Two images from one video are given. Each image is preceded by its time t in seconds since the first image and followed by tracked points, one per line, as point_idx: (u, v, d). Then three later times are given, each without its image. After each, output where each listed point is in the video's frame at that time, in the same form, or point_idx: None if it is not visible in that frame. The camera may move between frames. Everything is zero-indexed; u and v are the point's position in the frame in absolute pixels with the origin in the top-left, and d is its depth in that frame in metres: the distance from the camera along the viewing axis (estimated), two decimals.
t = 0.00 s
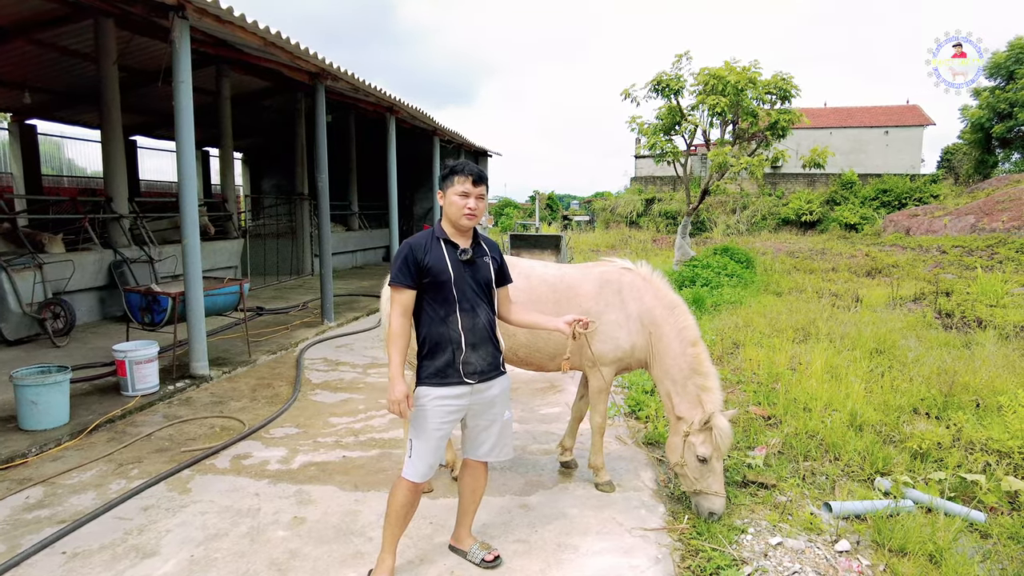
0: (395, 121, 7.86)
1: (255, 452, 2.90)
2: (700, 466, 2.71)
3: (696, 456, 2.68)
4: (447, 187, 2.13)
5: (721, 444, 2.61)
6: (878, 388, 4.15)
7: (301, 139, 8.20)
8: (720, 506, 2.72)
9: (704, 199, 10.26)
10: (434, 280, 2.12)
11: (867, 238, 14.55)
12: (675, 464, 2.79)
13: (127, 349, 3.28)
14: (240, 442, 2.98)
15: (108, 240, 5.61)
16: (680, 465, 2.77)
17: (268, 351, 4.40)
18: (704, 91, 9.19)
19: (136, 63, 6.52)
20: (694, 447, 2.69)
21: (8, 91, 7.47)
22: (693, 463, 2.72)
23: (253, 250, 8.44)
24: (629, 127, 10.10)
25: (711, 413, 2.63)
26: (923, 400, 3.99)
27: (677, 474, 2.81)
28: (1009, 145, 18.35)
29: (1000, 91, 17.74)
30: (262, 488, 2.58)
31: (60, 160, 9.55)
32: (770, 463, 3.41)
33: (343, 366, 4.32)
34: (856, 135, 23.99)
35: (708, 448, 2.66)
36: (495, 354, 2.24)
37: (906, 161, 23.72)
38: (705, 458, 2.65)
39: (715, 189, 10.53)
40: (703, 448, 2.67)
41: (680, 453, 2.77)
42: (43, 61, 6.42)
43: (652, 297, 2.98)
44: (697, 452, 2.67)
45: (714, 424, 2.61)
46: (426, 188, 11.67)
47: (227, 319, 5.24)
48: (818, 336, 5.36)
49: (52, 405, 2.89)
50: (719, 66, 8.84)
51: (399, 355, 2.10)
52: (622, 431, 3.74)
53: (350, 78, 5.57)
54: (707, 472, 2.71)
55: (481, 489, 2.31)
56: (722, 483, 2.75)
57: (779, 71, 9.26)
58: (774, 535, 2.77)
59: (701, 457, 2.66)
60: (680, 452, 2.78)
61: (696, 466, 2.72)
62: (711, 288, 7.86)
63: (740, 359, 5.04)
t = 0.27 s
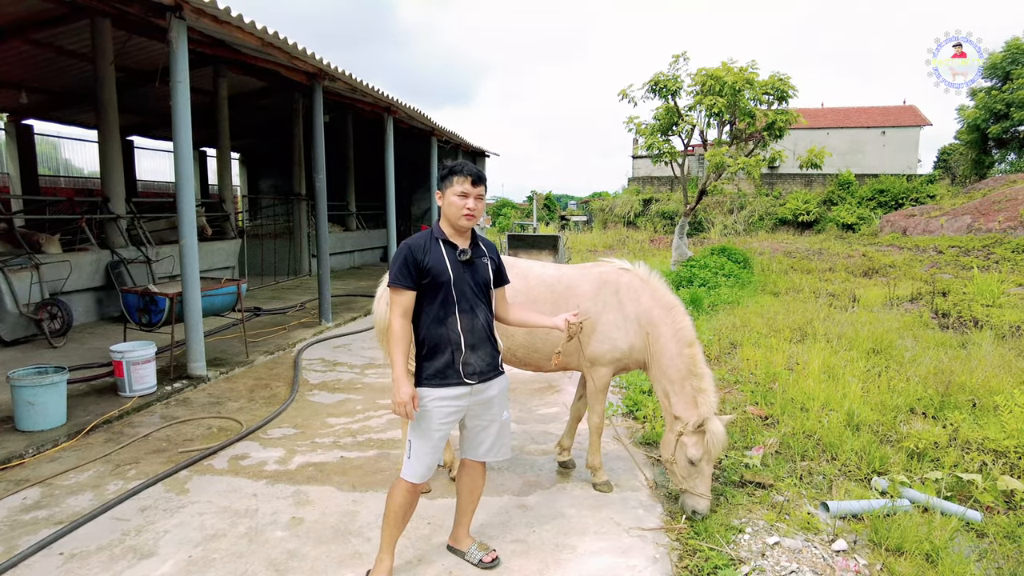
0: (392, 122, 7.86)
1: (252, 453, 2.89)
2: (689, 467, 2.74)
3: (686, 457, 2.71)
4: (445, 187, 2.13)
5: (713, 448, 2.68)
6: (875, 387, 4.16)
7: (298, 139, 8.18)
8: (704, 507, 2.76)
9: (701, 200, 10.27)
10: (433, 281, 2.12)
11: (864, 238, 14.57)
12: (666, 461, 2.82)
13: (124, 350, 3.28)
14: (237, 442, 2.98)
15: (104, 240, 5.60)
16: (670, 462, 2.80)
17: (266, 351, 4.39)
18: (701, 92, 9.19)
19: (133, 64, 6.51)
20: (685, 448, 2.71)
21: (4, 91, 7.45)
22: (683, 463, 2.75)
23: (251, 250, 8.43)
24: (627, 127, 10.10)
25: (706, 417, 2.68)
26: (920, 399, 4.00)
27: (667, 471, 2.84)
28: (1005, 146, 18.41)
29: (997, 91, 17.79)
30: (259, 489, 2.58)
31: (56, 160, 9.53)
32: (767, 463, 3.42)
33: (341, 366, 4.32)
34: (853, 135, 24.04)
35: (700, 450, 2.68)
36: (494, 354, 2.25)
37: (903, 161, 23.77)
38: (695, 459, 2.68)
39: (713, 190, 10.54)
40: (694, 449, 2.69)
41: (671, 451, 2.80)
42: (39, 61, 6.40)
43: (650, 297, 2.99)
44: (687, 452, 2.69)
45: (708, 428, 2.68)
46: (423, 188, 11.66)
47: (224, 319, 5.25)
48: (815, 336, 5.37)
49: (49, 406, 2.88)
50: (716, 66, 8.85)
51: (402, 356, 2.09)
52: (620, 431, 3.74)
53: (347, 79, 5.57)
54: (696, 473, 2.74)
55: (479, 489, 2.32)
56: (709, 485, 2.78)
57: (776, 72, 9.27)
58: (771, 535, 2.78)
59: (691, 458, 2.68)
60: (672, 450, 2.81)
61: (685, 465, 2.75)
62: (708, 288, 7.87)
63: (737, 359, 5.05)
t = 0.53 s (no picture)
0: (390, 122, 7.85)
1: (250, 454, 2.89)
2: (680, 466, 2.72)
3: (678, 456, 2.71)
4: (443, 187, 2.13)
5: (705, 448, 2.67)
6: (872, 387, 4.17)
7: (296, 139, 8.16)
8: (695, 509, 2.72)
9: (699, 200, 10.28)
10: (431, 282, 2.12)
11: (861, 238, 14.60)
12: (658, 460, 2.81)
13: (121, 351, 3.28)
14: (235, 443, 2.98)
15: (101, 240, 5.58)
16: (662, 462, 2.78)
17: (263, 352, 4.39)
18: (698, 92, 9.20)
19: (131, 63, 6.49)
20: (678, 447, 2.71)
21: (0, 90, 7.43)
22: (674, 462, 2.74)
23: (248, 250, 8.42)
24: (624, 127, 10.10)
25: (698, 416, 2.68)
26: (917, 399, 4.01)
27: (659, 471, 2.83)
28: (1002, 146, 18.45)
29: (993, 91, 17.84)
30: (257, 489, 2.58)
31: (53, 160, 9.50)
32: (764, 463, 3.43)
33: (338, 367, 4.32)
34: (850, 135, 24.08)
35: (691, 450, 2.69)
36: (491, 355, 2.25)
37: (900, 161, 23.82)
38: (687, 459, 2.67)
39: (710, 190, 10.55)
40: (686, 449, 2.70)
41: (664, 451, 2.79)
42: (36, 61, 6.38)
43: (647, 297, 3.00)
44: (679, 452, 2.70)
45: (700, 427, 2.67)
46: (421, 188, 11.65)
47: (222, 320, 5.24)
48: (813, 336, 5.39)
49: (45, 407, 2.87)
50: (713, 66, 8.86)
51: (398, 357, 2.09)
52: (617, 431, 3.75)
53: (345, 78, 5.56)
54: (687, 473, 2.72)
55: (476, 489, 2.32)
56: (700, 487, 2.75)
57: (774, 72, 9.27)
58: (768, 535, 2.78)
59: (683, 458, 2.68)
60: (665, 449, 2.80)
61: (677, 465, 2.74)
62: (706, 288, 7.88)
63: (735, 359, 5.06)
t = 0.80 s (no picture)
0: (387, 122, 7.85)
1: (246, 454, 2.89)
2: (680, 467, 2.74)
3: (676, 457, 2.71)
4: (439, 188, 2.12)
5: (701, 446, 2.67)
6: (868, 387, 4.18)
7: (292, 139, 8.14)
8: (700, 510, 2.73)
9: (696, 200, 10.30)
10: (427, 282, 2.11)
11: (857, 238, 14.63)
12: (659, 463, 2.84)
13: (117, 352, 3.27)
14: (231, 443, 2.97)
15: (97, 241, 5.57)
16: (664, 465, 2.81)
17: (260, 353, 4.38)
18: (695, 93, 9.21)
19: (126, 64, 6.47)
20: (675, 448, 2.71)
21: None
22: (674, 463, 2.75)
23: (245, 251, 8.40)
24: (621, 128, 10.11)
25: (691, 414, 2.68)
26: (913, 399, 4.03)
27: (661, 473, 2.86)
28: (997, 147, 18.52)
29: (989, 92, 17.90)
30: (253, 490, 2.58)
31: (48, 161, 9.47)
32: (761, 463, 3.44)
33: (335, 368, 4.31)
34: (846, 136, 24.14)
35: (689, 450, 2.68)
36: (488, 356, 2.25)
37: (897, 161, 23.88)
38: (685, 459, 2.67)
39: (707, 190, 10.57)
40: (683, 449, 2.69)
41: (664, 454, 2.81)
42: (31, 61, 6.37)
43: (643, 297, 3.00)
44: (677, 452, 2.69)
45: (694, 426, 2.67)
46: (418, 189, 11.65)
47: (218, 320, 5.23)
48: (809, 336, 5.40)
49: (40, 408, 2.87)
50: (710, 67, 8.87)
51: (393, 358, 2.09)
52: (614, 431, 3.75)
53: (341, 79, 5.55)
54: (688, 474, 2.73)
55: (473, 490, 2.31)
56: (704, 486, 2.76)
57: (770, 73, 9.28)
58: (765, 535, 2.79)
59: (681, 458, 2.68)
60: (665, 452, 2.82)
61: (677, 466, 2.75)
62: (703, 288, 7.88)
63: (732, 359, 5.07)
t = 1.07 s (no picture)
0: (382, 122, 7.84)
1: (241, 456, 2.89)
2: (678, 468, 2.74)
3: (673, 458, 2.72)
4: (435, 189, 2.12)
5: (698, 446, 2.68)
6: (862, 387, 4.21)
7: (287, 140, 8.13)
8: (699, 509, 2.74)
9: (690, 202, 10.32)
10: (422, 284, 2.12)
11: (851, 239, 14.69)
12: (657, 464, 2.84)
13: (111, 353, 3.27)
14: (226, 445, 2.97)
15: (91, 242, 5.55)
16: (661, 466, 2.81)
17: (255, 354, 4.38)
18: (690, 94, 9.23)
19: (121, 64, 6.45)
20: (672, 449, 2.71)
21: None
22: (671, 465, 2.76)
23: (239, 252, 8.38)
24: (616, 129, 10.13)
25: (686, 415, 2.69)
26: (907, 399, 4.05)
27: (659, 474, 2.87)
28: (990, 148, 18.62)
29: (982, 93, 17.99)
30: (248, 492, 2.58)
31: (42, 161, 9.43)
32: (755, 463, 3.45)
33: (330, 369, 4.31)
34: (841, 136, 24.25)
35: (685, 450, 2.69)
36: (484, 357, 2.25)
37: (890, 162, 23.97)
38: (682, 460, 2.68)
39: (702, 191, 10.60)
40: (680, 450, 2.70)
41: (661, 455, 2.81)
42: (24, 61, 6.34)
43: (638, 298, 3.00)
44: (674, 453, 2.70)
45: (690, 427, 2.68)
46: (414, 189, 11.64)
47: (213, 322, 5.22)
48: (804, 336, 5.43)
49: (34, 410, 2.86)
50: (705, 68, 8.88)
51: (389, 359, 2.10)
52: (609, 432, 3.77)
53: (336, 80, 5.55)
54: (686, 474, 2.74)
55: (468, 491, 2.32)
56: (702, 486, 2.77)
57: (765, 74, 9.31)
58: (759, 535, 2.81)
59: (678, 459, 2.69)
60: (662, 453, 2.82)
61: (674, 467, 2.76)
62: (698, 289, 7.91)
63: (726, 359, 5.09)
